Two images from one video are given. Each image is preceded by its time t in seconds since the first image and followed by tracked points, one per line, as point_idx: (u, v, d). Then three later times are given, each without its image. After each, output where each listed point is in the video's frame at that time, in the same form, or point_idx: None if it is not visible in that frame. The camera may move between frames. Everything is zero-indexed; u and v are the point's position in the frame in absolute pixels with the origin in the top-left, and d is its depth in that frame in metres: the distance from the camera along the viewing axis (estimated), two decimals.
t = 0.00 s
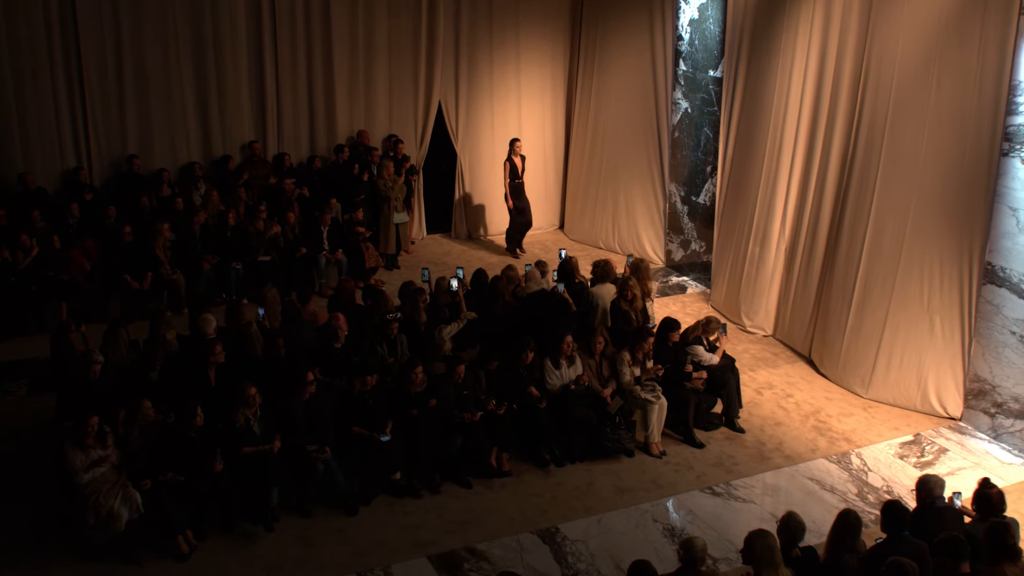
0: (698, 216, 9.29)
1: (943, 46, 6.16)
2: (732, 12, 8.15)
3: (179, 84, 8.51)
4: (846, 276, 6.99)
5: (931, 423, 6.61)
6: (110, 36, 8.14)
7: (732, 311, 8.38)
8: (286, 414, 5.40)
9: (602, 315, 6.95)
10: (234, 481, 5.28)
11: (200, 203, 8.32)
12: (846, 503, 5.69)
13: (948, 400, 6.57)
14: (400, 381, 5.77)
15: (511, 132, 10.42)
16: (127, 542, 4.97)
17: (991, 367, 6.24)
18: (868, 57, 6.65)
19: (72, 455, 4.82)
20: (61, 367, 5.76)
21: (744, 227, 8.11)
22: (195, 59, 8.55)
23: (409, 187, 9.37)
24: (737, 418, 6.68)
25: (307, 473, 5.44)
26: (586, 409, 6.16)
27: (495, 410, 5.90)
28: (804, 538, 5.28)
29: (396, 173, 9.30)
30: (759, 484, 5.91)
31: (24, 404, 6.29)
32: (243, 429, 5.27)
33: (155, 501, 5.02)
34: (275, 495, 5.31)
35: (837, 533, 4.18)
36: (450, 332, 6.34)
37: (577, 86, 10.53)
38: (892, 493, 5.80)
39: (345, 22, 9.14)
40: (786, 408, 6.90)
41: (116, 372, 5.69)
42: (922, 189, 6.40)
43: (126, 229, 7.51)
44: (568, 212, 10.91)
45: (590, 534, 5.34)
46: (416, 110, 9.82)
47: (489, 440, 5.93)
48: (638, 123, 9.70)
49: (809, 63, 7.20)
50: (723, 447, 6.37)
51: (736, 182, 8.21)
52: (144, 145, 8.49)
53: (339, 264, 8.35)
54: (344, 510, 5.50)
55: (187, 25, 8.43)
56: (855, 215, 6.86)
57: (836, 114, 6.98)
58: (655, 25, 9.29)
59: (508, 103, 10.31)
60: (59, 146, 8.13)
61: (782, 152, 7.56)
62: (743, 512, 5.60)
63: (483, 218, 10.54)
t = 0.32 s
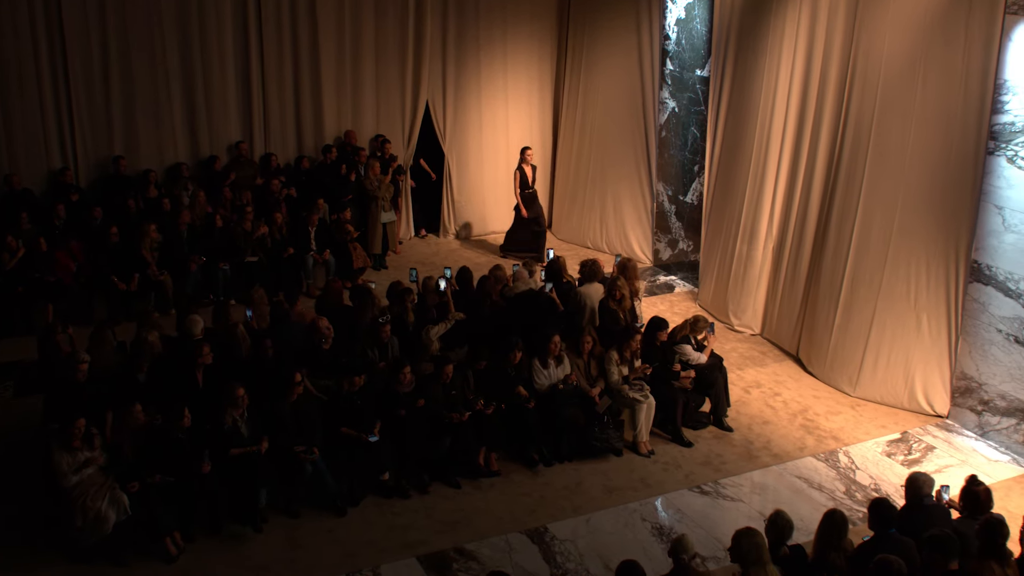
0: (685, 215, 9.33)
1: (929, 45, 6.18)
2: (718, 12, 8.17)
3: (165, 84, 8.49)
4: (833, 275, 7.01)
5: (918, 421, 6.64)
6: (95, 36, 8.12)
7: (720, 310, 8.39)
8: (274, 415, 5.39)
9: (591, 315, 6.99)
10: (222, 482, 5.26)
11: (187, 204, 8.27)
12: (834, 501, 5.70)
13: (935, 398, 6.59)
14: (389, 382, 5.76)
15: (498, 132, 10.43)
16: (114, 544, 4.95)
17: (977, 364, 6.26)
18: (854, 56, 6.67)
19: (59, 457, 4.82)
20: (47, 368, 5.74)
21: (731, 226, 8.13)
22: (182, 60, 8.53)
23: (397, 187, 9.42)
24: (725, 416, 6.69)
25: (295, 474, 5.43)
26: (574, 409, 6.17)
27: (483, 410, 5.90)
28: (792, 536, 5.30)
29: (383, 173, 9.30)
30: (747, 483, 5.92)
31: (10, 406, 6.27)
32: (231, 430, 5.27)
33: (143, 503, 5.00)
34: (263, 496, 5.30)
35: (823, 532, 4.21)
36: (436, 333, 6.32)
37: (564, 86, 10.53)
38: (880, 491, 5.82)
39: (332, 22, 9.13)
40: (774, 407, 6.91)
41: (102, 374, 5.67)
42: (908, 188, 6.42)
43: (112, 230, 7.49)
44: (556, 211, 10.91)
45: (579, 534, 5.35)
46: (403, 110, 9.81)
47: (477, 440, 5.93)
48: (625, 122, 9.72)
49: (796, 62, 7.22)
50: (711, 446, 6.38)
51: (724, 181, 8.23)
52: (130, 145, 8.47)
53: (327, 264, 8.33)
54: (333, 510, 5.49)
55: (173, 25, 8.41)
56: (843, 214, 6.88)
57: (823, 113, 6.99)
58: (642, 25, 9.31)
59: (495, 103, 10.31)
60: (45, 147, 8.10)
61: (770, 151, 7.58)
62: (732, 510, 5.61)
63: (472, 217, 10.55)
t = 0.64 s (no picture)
0: (674, 214, 9.33)
1: (916, 45, 6.20)
2: (706, 12, 8.19)
3: (152, 85, 8.48)
4: (821, 274, 7.03)
5: (906, 419, 6.65)
6: (82, 38, 8.10)
7: (708, 310, 8.40)
8: (263, 415, 5.39)
9: (580, 314, 6.99)
10: (210, 484, 5.24)
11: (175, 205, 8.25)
12: (823, 500, 5.71)
13: (923, 396, 6.61)
14: (378, 382, 5.76)
15: (487, 133, 10.42)
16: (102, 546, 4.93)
17: (965, 362, 6.28)
18: (842, 56, 6.69)
19: (47, 460, 4.81)
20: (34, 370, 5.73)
21: (720, 225, 8.14)
22: (169, 61, 8.52)
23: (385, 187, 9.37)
24: (715, 416, 6.70)
25: (284, 475, 5.42)
26: (563, 408, 6.15)
27: (473, 409, 5.93)
28: (782, 535, 5.31)
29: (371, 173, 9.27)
30: (736, 482, 5.93)
31: None
32: (220, 433, 5.28)
33: (131, 504, 4.98)
34: (253, 497, 5.27)
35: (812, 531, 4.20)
36: (424, 333, 6.45)
37: (552, 86, 10.54)
38: (869, 489, 5.84)
39: (320, 23, 9.13)
40: (763, 406, 6.92)
41: (91, 375, 5.67)
42: (895, 187, 6.44)
43: (100, 231, 7.47)
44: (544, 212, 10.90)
45: (569, 533, 5.35)
46: (392, 111, 9.80)
47: (467, 440, 5.92)
48: (614, 122, 9.73)
49: (783, 62, 7.24)
50: (701, 445, 6.39)
51: (712, 181, 8.24)
52: (118, 146, 8.45)
53: (316, 265, 8.29)
54: (322, 511, 5.47)
55: (161, 26, 8.40)
56: (831, 213, 6.89)
57: (811, 113, 7.01)
58: (630, 25, 9.34)
59: (483, 103, 10.31)
60: (31, 148, 8.08)
61: (758, 151, 7.59)
62: (722, 509, 5.62)
63: (461, 218, 10.55)
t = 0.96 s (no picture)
0: (662, 213, 9.33)
1: (902, 45, 6.22)
2: (693, 12, 8.20)
3: (138, 86, 8.46)
4: (809, 273, 7.04)
5: (894, 417, 6.67)
6: (67, 39, 8.09)
7: (697, 309, 8.41)
8: (251, 416, 5.38)
9: (569, 313, 6.99)
10: (199, 485, 5.22)
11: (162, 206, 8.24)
12: (812, 498, 5.73)
13: (911, 394, 6.63)
14: (366, 382, 5.75)
15: (475, 133, 10.43)
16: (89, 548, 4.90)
17: (953, 360, 6.30)
18: (828, 55, 6.71)
19: (33, 464, 4.76)
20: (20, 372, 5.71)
21: (708, 225, 8.15)
22: (156, 62, 8.50)
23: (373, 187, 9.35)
24: (703, 414, 6.71)
25: (273, 477, 5.39)
26: (552, 408, 6.15)
27: (461, 410, 5.94)
28: (770, 533, 5.32)
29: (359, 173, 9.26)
30: (725, 480, 5.94)
31: None
32: (208, 434, 5.26)
33: (119, 507, 4.97)
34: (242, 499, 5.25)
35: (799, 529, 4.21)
36: (412, 333, 6.41)
37: (540, 86, 10.54)
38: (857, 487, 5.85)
39: (307, 23, 9.12)
40: (751, 405, 6.93)
41: (77, 376, 5.66)
42: (882, 186, 6.46)
43: (87, 233, 7.43)
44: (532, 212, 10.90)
45: (558, 533, 5.35)
46: (381, 111, 9.79)
47: (455, 441, 5.92)
48: (602, 121, 9.74)
49: (770, 61, 7.26)
50: (689, 444, 6.40)
51: (700, 180, 8.25)
52: (105, 147, 8.44)
53: (304, 265, 8.27)
54: (311, 512, 5.46)
55: (147, 28, 8.38)
56: (818, 212, 6.91)
57: (799, 112, 7.03)
58: (618, 25, 9.35)
59: (471, 103, 10.31)
60: (17, 150, 8.06)
61: (745, 150, 7.60)
62: (711, 508, 5.63)
63: (450, 218, 10.54)
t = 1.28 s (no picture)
0: (651, 211, 9.35)
1: (890, 41, 6.24)
2: (682, 9, 8.20)
3: (126, 85, 8.45)
4: (798, 269, 7.06)
5: (882, 414, 6.68)
6: (53, 39, 8.07)
7: (686, 306, 8.41)
8: (239, 413, 5.35)
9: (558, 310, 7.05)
10: (188, 482, 5.22)
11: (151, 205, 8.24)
12: (801, 494, 5.74)
13: (900, 390, 6.65)
14: (356, 380, 5.74)
15: (464, 131, 10.42)
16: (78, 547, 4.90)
17: (941, 356, 6.32)
18: (817, 52, 6.73)
19: (22, 462, 4.75)
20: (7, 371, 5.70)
21: (698, 221, 8.16)
22: (143, 61, 8.49)
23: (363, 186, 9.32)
24: (693, 411, 6.71)
25: (262, 475, 5.39)
26: (542, 405, 6.14)
27: (451, 407, 5.91)
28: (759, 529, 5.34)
29: (348, 172, 9.24)
30: (715, 477, 5.95)
31: None
32: (197, 432, 5.23)
33: (107, 506, 4.93)
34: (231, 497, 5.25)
35: (789, 524, 4.19)
36: (401, 330, 6.48)
37: (529, 84, 10.54)
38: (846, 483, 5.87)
39: (295, 22, 9.10)
40: (741, 401, 6.95)
41: (64, 375, 5.66)
42: (870, 182, 6.48)
43: (76, 232, 7.41)
44: (522, 210, 10.90)
45: (548, 530, 5.35)
46: (370, 110, 9.78)
47: (445, 439, 5.91)
48: (591, 119, 9.75)
49: (759, 58, 7.27)
50: (679, 441, 6.41)
51: (689, 178, 8.26)
52: (93, 146, 8.43)
53: (293, 264, 8.26)
54: (301, 510, 5.46)
55: (133, 27, 8.36)
56: (807, 208, 6.92)
57: (788, 109, 7.04)
58: (607, 23, 9.35)
59: (461, 102, 10.31)
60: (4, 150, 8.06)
61: (735, 147, 7.61)
62: (701, 504, 5.64)
63: (440, 216, 10.55)
